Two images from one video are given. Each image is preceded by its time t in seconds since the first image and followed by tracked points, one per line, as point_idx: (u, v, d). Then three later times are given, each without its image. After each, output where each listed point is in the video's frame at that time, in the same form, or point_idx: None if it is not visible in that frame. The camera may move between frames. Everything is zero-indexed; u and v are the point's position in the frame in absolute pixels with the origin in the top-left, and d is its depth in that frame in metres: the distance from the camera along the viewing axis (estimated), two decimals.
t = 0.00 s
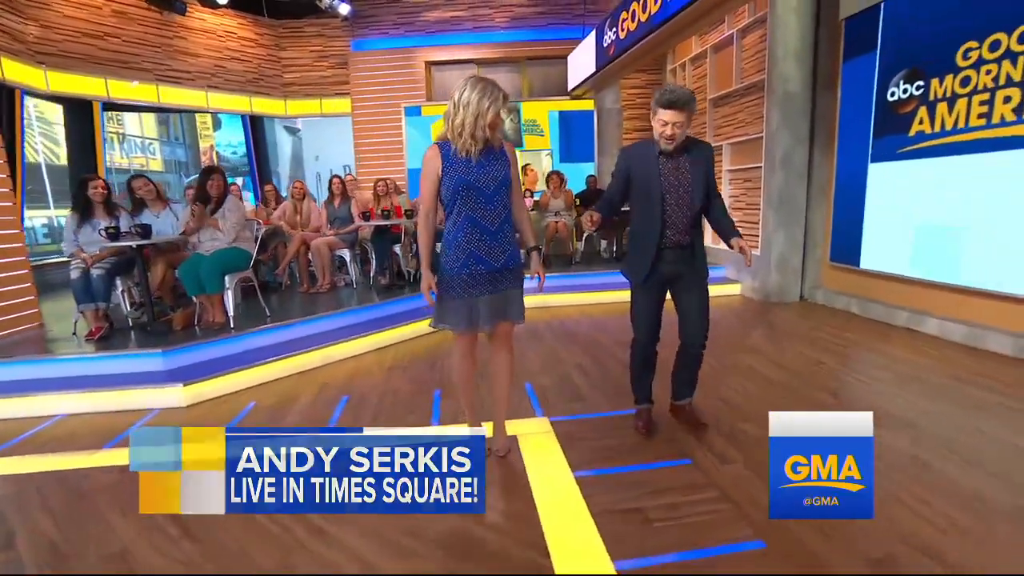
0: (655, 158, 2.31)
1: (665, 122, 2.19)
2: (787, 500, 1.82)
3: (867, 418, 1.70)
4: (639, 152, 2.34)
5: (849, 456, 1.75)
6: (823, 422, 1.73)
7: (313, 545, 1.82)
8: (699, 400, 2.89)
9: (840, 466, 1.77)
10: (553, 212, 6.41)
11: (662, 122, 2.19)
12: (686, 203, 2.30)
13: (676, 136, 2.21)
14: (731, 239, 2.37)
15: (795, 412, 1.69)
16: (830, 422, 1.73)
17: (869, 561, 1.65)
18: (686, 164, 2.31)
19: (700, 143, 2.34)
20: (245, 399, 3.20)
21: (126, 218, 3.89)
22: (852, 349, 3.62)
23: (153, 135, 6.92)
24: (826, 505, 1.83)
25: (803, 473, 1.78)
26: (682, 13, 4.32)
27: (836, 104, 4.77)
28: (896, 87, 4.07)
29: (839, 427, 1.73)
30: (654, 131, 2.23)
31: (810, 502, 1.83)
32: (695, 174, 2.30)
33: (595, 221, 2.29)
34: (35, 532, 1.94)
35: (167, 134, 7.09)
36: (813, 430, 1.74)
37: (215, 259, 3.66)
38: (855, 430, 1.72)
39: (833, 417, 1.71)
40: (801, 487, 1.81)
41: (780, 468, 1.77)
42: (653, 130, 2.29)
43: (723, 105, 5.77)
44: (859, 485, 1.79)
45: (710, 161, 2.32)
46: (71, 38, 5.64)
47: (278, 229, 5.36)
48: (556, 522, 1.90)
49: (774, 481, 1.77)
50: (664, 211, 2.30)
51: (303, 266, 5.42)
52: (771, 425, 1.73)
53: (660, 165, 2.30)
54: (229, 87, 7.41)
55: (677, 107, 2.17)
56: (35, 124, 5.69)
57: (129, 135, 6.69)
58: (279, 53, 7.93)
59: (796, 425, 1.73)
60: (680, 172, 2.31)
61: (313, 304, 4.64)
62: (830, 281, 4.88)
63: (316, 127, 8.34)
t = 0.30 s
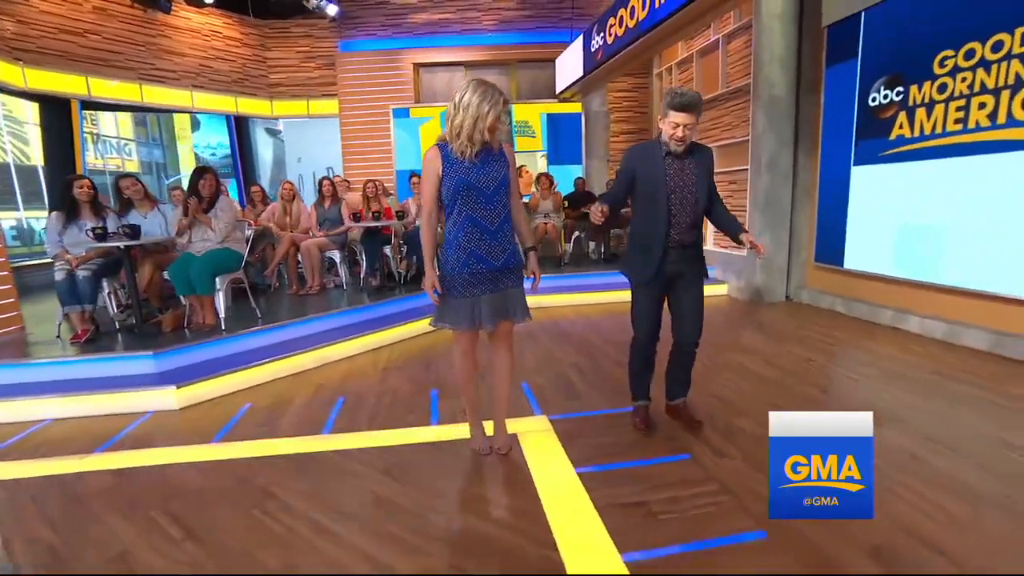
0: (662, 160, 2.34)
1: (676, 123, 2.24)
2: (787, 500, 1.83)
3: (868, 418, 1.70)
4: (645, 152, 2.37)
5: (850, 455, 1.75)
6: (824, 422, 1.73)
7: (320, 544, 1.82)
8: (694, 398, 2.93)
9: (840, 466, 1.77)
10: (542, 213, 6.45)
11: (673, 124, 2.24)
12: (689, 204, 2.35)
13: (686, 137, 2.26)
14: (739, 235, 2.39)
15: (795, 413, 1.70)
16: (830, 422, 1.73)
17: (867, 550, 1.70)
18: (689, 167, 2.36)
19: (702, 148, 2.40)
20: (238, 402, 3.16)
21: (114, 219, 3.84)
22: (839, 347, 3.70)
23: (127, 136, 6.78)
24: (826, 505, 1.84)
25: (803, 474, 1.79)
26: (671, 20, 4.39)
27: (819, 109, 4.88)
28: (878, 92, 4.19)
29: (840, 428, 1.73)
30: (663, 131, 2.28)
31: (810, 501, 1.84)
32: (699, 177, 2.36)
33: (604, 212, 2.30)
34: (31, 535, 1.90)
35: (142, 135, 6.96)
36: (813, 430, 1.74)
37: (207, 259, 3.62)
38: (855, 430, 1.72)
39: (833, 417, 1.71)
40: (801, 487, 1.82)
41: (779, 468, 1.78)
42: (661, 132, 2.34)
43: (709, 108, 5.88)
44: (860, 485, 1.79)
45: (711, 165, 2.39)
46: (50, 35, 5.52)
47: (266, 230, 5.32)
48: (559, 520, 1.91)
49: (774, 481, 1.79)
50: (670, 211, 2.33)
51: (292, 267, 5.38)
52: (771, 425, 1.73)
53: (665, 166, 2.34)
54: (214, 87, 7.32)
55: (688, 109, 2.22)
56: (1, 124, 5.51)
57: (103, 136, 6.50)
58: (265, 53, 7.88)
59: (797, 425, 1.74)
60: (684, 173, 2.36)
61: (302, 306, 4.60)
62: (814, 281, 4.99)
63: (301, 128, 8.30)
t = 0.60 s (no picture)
0: (660, 159, 2.39)
1: (679, 123, 2.29)
2: (787, 501, 1.83)
3: (868, 419, 1.72)
4: (644, 152, 2.41)
5: (850, 456, 1.77)
6: (824, 423, 1.75)
7: (325, 536, 1.83)
8: (689, 393, 2.98)
9: (840, 466, 1.79)
10: (532, 213, 6.50)
11: (676, 124, 2.29)
12: (686, 205, 2.40)
13: (687, 138, 2.32)
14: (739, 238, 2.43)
15: (795, 412, 1.72)
16: (831, 422, 1.74)
17: (858, 535, 1.77)
18: (687, 167, 2.40)
19: (702, 150, 2.44)
20: (234, 400, 3.15)
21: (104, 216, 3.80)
22: (825, 344, 3.79)
23: (110, 132, 6.62)
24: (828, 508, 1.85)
25: (804, 473, 1.80)
26: (661, 23, 4.47)
27: (805, 112, 4.99)
28: (862, 96, 4.30)
29: (839, 427, 1.75)
30: (666, 129, 2.33)
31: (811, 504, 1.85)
32: (697, 177, 2.40)
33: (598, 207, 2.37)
34: (31, 527, 1.88)
35: (124, 133, 6.79)
36: (813, 431, 1.76)
37: (202, 256, 3.60)
38: (855, 430, 1.74)
39: (830, 417, 1.73)
40: (801, 487, 1.83)
41: (781, 468, 1.80)
42: (663, 132, 2.40)
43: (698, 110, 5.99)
44: (859, 485, 1.81)
45: (710, 165, 2.43)
46: (32, 27, 5.41)
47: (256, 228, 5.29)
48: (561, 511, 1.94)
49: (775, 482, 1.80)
50: (667, 212, 2.39)
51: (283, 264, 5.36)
52: (771, 425, 1.75)
53: (663, 166, 2.38)
54: (199, 83, 7.24)
55: (692, 110, 2.28)
56: None
57: (81, 132, 6.37)
58: (254, 50, 7.82)
59: (796, 425, 1.75)
60: (682, 174, 2.40)
61: (294, 304, 4.58)
62: (801, 280, 5.09)
63: (289, 127, 8.24)
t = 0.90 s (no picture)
0: (637, 159, 2.43)
1: (647, 117, 2.35)
2: (789, 501, 1.85)
3: (868, 419, 1.74)
4: (622, 152, 2.46)
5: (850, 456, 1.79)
6: (825, 424, 1.78)
7: (325, 529, 1.85)
8: (683, 391, 3.02)
9: (841, 466, 1.81)
10: (528, 212, 6.54)
11: (643, 118, 2.35)
12: (665, 202, 2.43)
13: (656, 132, 2.37)
14: (709, 235, 2.49)
15: (795, 412, 1.75)
16: (832, 423, 1.77)
17: (848, 528, 1.82)
18: (666, 165, 2.43)
19: (680, 146, 2.47)
20: (232, 396, 3.16)
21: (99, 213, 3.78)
22: (815, 343, 3.85)
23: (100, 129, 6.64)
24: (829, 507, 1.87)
25: (804, 473, 1.82)
26: (656, 26, 4.52)
27: (797, 115, 5.05)
28: (853, 100, 4.37)
29: (838, 428, 1.77)
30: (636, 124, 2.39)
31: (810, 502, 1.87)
32: (674, 175, 2.43)
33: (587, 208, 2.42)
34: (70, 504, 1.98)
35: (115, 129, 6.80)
36: (813, 431, 1.78)
37: (200, 253, 3.63)
38: (855, 430, 1.76)
39: (830, 418, 1.76)
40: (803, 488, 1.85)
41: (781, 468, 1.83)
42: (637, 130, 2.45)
43: (692, 112, 6.05)
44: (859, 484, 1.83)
45: (688, 163, 2.45)
46: (25, 22, 5.37)
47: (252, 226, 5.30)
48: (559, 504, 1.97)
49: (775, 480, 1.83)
50: (647, 210, 2.42)
51: (279, 262, 5.36)
52: (771, 425, 1.78)
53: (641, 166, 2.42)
54: (196, 80, 7.22)
55: (659, 102, 2.32)
56: None
57: (71, 128, 6.37)
58: (249, 48, 7.80)
59: (796, 425, 1.78)
60: (660, 173, 2.43)
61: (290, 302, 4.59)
62: (792, 281, 5.17)
63: (283, 125, 8.22)
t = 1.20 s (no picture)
0: (622, 154, 2.45)
1: (628, 109, 2.39)
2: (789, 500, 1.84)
3: (868, 419, 1.74)
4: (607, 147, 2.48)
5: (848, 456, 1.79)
6: (824, 425, 1.78)
7: (325, 520, 1.89)
8: (679, 387, 3.05)
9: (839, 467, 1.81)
10: (529, 210, 6.57)
11: (625, 110, 2.40)
12: (649, 196, 2.46)
13: (638, 124, 2.41)
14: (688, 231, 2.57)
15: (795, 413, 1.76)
16: (832, 424, 1.77)
17: (838, 522, 1.85)
18: (649, 159, 2.46)
19: (662, 140, 2.50)
20: (234, 391, 3.21)
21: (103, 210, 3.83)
22: (812, 341, 3.88)
23: (104, 126, 6.70)
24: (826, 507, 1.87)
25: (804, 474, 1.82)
26: (655, 25, 4.54)
27: (797, 113, 5.06)
28: (853, 98, 4.38)
29: (837, 428, 1.78)
30: (618, 118, 2.43)
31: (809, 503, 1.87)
32: (658, 169, 2.46)
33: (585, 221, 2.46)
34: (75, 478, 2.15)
35: (119, 126, 6.86)
36: (812, 431, 1.79)
37: (201, 252, 3.65)
38: (853, 430, 1.76)
39: (831, 419, 1.76)
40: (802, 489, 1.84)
41: (782, 469, 1.82)
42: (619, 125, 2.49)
43: (692, 110, 6.07)
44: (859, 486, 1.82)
45: (671, 156, 2.48)
46: (32, 20, 5.42)
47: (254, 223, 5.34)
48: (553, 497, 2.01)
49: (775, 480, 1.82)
50: (631, 205, 2.45)
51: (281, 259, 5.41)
52: (771, 425, 1.78)
53: (624, 160, 2.45)
54: (200, 78, 7.28)
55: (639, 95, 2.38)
56: None
57: (76, 125, 6.43)
58: (253, 46, 7.85)
59: (796, 426, 1.78)
60: (643, 168, 2.46)
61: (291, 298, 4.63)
62: (792, 279, 5.18)
63: (286, 122, 8.26)
